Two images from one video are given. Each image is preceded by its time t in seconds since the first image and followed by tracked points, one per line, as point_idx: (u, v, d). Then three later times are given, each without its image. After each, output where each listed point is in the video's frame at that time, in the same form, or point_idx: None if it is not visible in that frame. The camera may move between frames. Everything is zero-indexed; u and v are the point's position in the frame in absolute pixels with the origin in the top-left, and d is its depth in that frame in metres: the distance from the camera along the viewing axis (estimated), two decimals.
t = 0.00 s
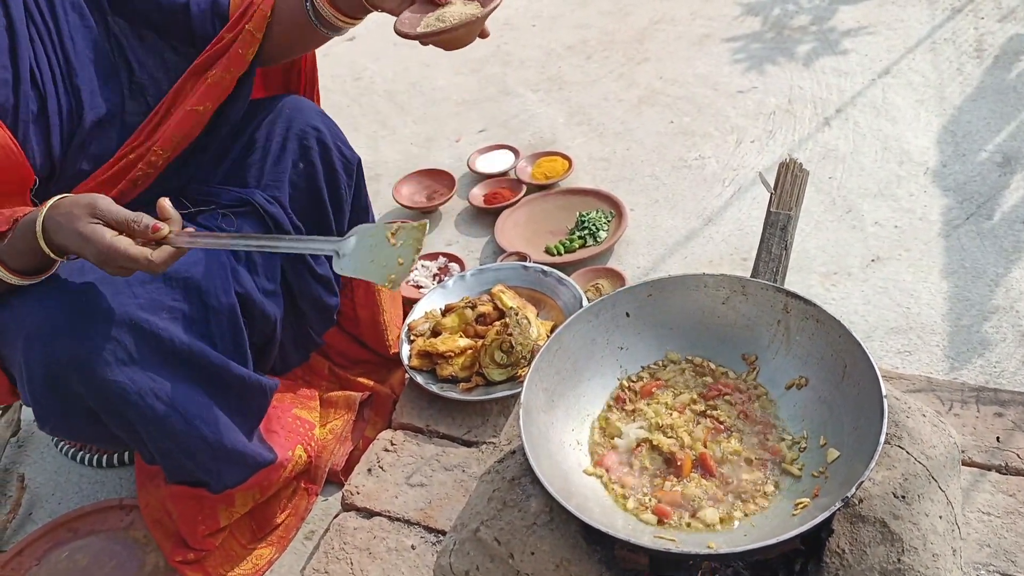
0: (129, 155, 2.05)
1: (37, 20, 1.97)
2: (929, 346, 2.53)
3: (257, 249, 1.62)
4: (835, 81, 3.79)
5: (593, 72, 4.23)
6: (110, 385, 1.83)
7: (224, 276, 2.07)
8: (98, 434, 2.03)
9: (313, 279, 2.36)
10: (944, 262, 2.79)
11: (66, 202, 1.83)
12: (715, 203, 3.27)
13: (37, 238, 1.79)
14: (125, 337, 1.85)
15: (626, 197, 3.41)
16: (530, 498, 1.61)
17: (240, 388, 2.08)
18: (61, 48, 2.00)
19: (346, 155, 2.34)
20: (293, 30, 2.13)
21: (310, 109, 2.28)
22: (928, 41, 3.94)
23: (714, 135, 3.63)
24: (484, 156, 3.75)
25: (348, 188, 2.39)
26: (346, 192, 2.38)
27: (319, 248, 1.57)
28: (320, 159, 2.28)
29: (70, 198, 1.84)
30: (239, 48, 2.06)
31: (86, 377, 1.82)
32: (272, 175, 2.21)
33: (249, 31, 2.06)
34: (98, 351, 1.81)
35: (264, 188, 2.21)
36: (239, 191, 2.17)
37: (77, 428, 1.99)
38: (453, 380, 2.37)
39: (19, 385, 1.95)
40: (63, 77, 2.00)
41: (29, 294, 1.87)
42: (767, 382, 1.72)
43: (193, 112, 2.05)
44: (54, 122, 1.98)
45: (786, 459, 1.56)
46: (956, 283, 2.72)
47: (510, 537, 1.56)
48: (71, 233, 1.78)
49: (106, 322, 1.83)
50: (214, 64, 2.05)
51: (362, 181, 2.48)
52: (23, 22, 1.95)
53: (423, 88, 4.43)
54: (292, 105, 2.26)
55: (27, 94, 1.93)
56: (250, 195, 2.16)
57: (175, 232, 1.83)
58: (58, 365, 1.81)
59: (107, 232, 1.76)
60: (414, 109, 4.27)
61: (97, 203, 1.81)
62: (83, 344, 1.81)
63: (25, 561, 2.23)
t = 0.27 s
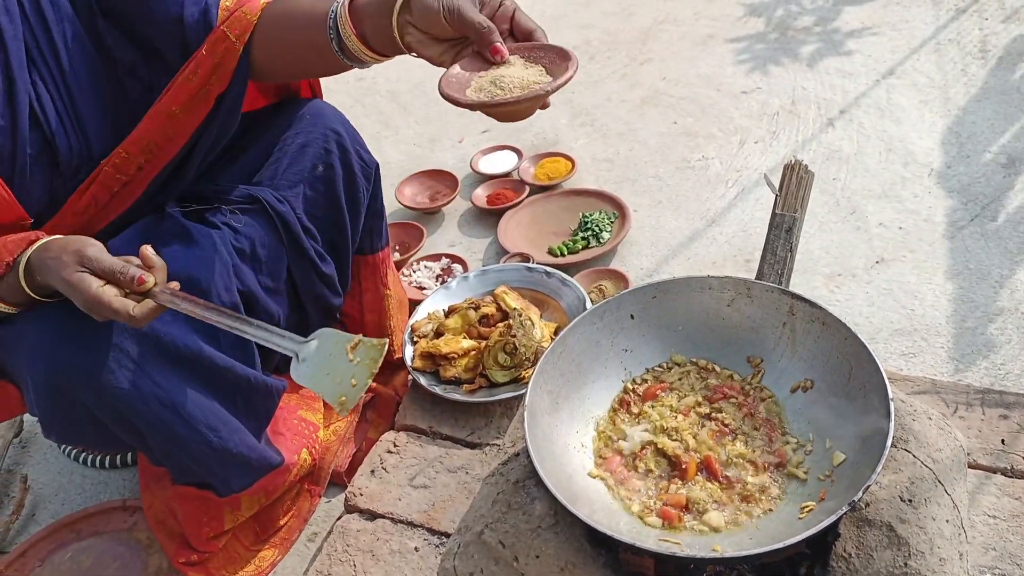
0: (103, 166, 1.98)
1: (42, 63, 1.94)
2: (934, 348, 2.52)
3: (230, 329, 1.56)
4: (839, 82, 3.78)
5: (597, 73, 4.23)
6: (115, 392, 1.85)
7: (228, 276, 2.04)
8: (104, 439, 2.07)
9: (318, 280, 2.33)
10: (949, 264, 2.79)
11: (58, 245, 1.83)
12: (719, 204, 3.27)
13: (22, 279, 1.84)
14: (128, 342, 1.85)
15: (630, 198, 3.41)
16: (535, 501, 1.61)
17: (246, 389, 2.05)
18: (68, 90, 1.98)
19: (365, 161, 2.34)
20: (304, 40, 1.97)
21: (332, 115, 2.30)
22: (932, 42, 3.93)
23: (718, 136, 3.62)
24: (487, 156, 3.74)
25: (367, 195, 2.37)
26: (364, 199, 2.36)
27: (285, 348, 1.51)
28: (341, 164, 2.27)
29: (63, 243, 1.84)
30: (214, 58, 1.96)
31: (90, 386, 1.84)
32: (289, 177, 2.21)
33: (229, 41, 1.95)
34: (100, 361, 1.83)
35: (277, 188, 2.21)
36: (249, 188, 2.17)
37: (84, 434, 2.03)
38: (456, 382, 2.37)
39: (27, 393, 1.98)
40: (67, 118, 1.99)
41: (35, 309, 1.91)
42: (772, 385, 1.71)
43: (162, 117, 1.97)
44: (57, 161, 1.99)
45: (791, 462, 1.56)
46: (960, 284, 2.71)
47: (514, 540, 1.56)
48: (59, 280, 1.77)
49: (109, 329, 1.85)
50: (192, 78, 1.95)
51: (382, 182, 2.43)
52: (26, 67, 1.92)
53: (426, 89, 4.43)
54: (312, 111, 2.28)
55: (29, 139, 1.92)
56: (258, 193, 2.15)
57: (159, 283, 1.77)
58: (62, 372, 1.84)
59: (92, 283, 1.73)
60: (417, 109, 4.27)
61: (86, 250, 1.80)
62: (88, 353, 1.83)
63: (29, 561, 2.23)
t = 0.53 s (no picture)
0: (104, 181, 1.98)
1: (56, 88, 1.92)
2: (937, 349, 2.52)
3: (243, 336, 1.53)
4: (842, 82, 3.77)
5: (599, 73, 4.22)
6: (119, 396, 1.84)
7: (229, 286, 2.02)
8: (109, 444, 2.06)
9: (326, 289, 2.32)
10: (953, 264, 2.78)
11: (63, 258, 1.82)
12: (722, 204, 3.26)
13: (30, 291, 1.82)
14: (133, 351, 1.85)
15: (632, 198, 3.40)
16: (538, 502, 1.60)
17: (249, 397, 2.05)
18: (81, 115, 1.97)
19: (373, 171, 2.33)
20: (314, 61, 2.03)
21: (340, 124, 2.28)
22: (935, 42, 3.93)
23: (720, 136, 3.62)
24: (490, 157, 3.74)
25: (374, 204, 2.36)
26: (372, 209, 2.35)
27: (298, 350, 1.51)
28: (348, 175, 2.26)
29: (67, 254, 1.82)
30: (217, 76, 1.98)
31: (94, 391, 1.83)
32: (297, 189, 2.21)
33: (232, 59, 1.98)
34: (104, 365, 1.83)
35: (284, 201, 2.20)
36: (257, 202, 2.17)
37: (89, 441, 2.02)
38: (458, 382, 2.36)
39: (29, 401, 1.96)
40: (80, 142, 1.97)
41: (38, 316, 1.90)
42: (775, 386, 1.71)
43: (165, 134, 1.99)
44: (69, 185, 1.99)
45: (796, 464, 1.55)
46: (964, 285, 2.70)
47: (517, 542, 1.55)
48: (65, 290, 1.76)
49: (116, 340, 1.85)
50: (194, 94, 1.98)
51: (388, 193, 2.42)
52: (39, 92, 1.89)
53: (429, 89, 4.42)
54: (319, 121, 2.26)
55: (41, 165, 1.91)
56: (266, 207, 2.15)
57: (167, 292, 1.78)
58: (66, 382, 1.83)
59: (99, 292, 1.72)
60: (419, 110, 4.27)
61: (92, 259, 1.78)
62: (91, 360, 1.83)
63: (30, 562, 2.23)
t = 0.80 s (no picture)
0: (120, 195, 1.97)
1: (79, 112, 1.91)
2: (940, 348, 2.51)
3: (229, 322, 1.53)
4: (844, 81, 3.77)
5: (601, 71, 4.22)
6: (117, 391, 1.83)
7: (227, 281, 2.00)
8: (109, 438, 2.07)
9: (326, 286, 2.32)
10: (956, 263, 2.77)
11: (54, 249, 1.78)
12: (723, 203, 3.25)
13: (22, 289, 1.80)
14: (131, 343, 1.84)
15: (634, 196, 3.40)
16: (539, 499, 1.60)
17: (247, 390, 2.05)
18: (103, 136, 1.96)
19: (373, 167, 2.33)
20: (347, 101, 1.97)
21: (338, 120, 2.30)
22: (938, 40, 3.92)
23: (722, 134, 3.61)
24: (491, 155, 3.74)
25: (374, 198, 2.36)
26: (371, 202, 2.34)
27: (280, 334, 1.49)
28: (347, 170, 2.27)
29: (58, 245, 1.79)
30: (244, 102, 1.94)
31: (94, 387, 1.82)
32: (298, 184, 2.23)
33: (261, 87, 1.93)
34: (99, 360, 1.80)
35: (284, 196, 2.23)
36: (256, 197, 2.19)
37: (88, 433, 2.02)
38: (460, 379, 2.36)
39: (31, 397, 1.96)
40: (101, 162, 1.97)
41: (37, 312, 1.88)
42: (778, 383, 1.70)
43: (187, 154, 1.97)
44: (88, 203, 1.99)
45: (798, 461, 1.55)
46: (967, 284, 2.69)
47: (518, 539, 1.55)
48: (56, 282, 1.73)
49: (112, 333, 1.82)
50: (220, 118, 1.94)
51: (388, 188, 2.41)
52: (62, 116, 1.87)
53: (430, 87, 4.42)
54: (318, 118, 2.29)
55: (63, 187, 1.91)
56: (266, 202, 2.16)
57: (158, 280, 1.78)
58: (63, 375, 1.82)
59: (90, 283, 1.71)
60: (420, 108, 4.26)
61: (82, 250, 1.75)
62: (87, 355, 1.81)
63: (30, 559, 2.23)
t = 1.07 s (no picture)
0: (136, 214, 1.92)
1: (110, 141, 1.85)
2: (941, 346, 2.51)
3: (253, 336, 1.51)
4: (845, 78, 3.76)
5: (603, 69, 4.21)
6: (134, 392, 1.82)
7: (239, 291, 1.97)
8: (110, 435, 2.07)
9: (335, 289, 2.29)
10: (957, 261, 2.77)
11: (70, 257, 1.77)
12: (724, 201, 3.25)
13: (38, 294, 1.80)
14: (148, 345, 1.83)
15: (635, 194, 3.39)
16: (538, 496, 1.60)
17: (258, 393, 2.04)
18: (132, 162, 1.90)
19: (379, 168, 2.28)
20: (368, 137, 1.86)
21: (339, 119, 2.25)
22: (940, 38, 3.91)
23: (723, 132, 3.61)
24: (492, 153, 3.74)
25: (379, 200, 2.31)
26: (376, 204, 2.29)
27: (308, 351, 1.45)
28: (353, 172, 2.22)
29: (74, 253, 1.78)
30: (266, 132, 1.84)
31: (111, 387, 1.82)
32: (305, 189, 2.18)
33: (284, 119, 1.83)
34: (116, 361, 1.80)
35: (294, 202, 2.17)
36: (269, 203, 2.12)
37: (100, 432, 2.01)
38: (460, 377, 2.36)
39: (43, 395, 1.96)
40: (128, 187, 1.92)
41: (48, 314, 1.87)
42: (777, 380, 1.70)
43: (206, 179, 1.90)
44: (111, 226, 1.95)
45: (798, 458, 1.55)
46: (968, 282, 2.69)
47: (517, 536, 1.55)
48: (75, 290, 1.72)
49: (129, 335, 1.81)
50: (240, 147, 1.85)
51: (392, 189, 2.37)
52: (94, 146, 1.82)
53: (431, 85, 4.41)
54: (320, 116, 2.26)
55: (90, 214, 1.87)
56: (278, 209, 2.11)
57: (176, 289, 1.75)
58: (80, 375, 1.82)
59: (109, 291, 1.68)
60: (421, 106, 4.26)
61: (101, 259, 1.72)
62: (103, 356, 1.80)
63: (31, 556, 2.23)
